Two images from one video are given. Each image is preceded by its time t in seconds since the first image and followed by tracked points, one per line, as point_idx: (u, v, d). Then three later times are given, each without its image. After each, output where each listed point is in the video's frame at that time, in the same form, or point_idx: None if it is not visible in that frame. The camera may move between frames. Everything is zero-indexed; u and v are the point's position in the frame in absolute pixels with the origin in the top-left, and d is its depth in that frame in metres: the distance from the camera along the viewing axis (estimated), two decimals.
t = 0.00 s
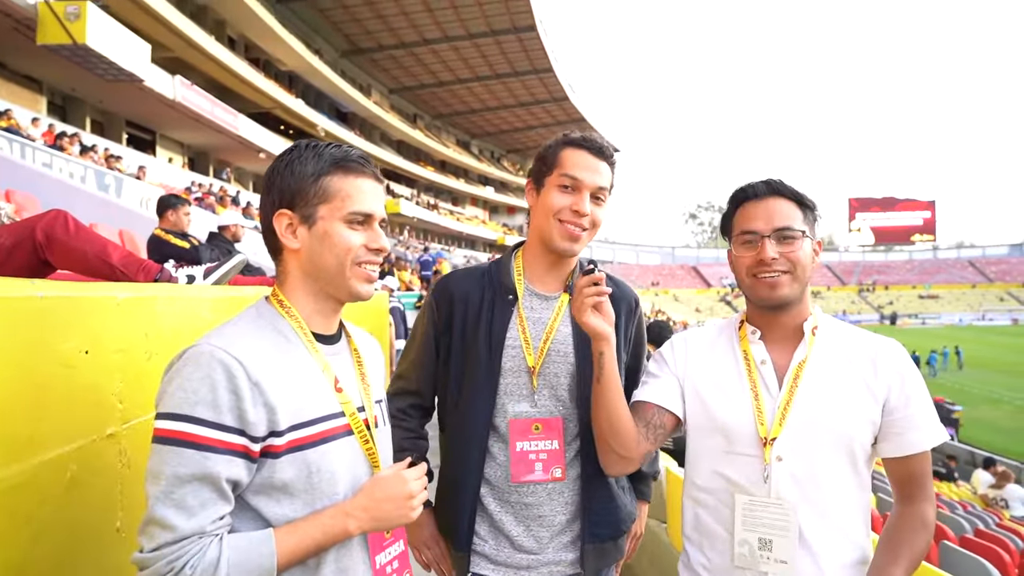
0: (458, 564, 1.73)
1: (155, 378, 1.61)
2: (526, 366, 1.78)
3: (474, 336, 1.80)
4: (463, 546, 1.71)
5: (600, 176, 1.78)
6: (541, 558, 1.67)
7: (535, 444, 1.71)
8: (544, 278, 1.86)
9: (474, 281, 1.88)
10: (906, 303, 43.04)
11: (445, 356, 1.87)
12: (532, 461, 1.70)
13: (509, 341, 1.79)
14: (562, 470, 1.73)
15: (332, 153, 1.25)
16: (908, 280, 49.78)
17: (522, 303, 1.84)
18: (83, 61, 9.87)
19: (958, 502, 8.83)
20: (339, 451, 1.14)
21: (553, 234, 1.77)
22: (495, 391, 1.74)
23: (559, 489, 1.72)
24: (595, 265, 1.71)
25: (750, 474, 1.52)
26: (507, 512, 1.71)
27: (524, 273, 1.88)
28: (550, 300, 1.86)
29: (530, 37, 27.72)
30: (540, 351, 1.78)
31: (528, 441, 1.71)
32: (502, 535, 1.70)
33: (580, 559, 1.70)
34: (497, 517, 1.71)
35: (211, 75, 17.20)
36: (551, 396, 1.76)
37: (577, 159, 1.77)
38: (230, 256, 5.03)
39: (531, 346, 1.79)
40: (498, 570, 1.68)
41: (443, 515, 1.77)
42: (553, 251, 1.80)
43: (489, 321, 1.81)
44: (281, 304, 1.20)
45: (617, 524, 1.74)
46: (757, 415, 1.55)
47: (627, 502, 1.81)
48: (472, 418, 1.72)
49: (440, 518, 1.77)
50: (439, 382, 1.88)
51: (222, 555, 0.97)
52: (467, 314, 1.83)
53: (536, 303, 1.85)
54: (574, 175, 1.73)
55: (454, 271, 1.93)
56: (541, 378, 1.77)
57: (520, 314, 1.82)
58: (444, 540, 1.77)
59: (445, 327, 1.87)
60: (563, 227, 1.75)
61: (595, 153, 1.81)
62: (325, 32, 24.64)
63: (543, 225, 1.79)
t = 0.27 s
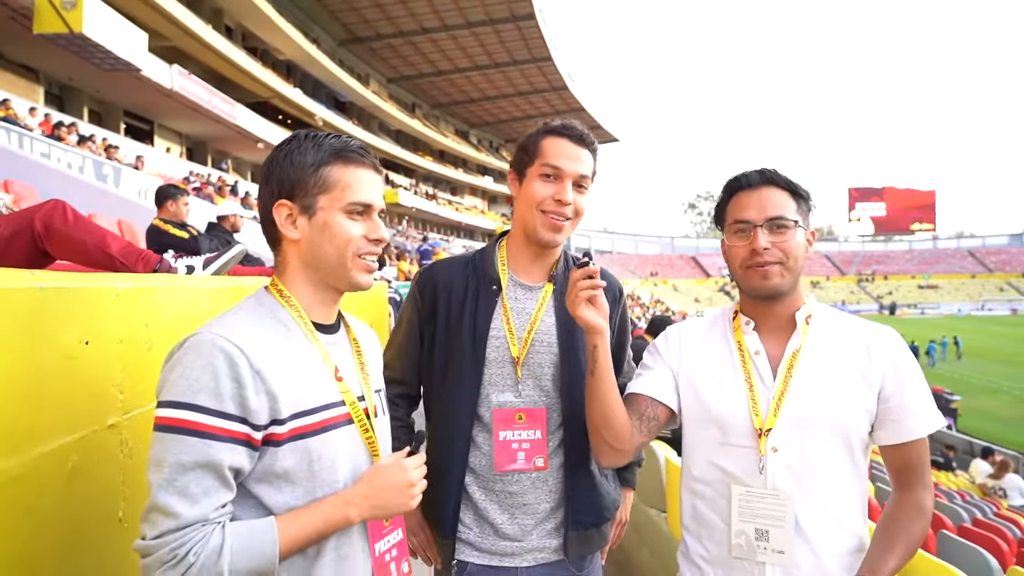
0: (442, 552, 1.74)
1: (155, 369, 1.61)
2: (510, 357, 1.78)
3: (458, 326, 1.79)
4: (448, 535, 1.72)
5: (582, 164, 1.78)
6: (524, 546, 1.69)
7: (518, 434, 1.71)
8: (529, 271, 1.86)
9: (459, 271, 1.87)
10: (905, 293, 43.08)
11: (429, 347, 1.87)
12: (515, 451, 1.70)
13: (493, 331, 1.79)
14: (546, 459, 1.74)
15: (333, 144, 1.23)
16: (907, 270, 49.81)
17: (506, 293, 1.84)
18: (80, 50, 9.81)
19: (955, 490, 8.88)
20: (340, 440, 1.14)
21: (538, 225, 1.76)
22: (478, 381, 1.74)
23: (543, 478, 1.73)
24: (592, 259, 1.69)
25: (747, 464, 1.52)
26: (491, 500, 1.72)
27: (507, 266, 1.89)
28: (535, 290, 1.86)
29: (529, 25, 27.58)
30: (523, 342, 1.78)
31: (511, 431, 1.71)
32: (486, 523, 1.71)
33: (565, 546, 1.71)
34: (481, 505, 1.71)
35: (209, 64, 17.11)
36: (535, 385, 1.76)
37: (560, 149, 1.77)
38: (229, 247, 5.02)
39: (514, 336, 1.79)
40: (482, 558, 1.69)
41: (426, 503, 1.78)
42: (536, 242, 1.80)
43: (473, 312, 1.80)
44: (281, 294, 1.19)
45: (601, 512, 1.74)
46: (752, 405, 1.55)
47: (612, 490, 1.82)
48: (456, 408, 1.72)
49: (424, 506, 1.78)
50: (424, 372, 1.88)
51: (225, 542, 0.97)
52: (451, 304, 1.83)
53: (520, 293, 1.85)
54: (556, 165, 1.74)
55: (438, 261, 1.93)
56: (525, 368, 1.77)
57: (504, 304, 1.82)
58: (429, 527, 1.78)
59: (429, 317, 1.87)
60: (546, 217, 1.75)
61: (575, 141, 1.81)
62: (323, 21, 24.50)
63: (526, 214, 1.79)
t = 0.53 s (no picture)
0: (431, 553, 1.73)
1: (152, 371, 1.60)
2: (500, 358, 1.78)
3: (447, 329, 1.79)
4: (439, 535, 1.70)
5: (557, 163, 1.77)
6: (513, 544, 1.68)
7: (508, 435, 1.71)
8: (518, 271, 1.86)
9: (448, 275, 1.87)
10: (902, 291, 43.16)
11: (418, 350, 1.86)
12: (505, 452, 1.70)
13: (483, 333, 1.78)
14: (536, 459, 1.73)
15: (335, 144, 1.23)
16: (905, 268, 49.88)
17: (495, 295, 1.84)
18: (78, 48, 9.78)
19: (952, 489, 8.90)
20: (337, 441, 1.13)
21: (511, 228, 1.78)
22: (468, 382, 1.74)
23: (533, 479, 1.73)
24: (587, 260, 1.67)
25: (743, 464, 1.52)
26: (482, 500, 1.71)
27: (495, 267, 1.89)
28: (524, 292, 1.86)
29: (527, 24, 27.59)
30: (513, 344, 1.78)
31: (501, 432, 1.71)
32: (477, 522, 1.70)
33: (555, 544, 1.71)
34: (472, 505, 1.71)
35: (206, 63, 17.07)
36: (525, 387, 1.77)
37: (531, 149, 1.77)
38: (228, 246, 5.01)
39: (504, 339, 1.79)
40: (473, 556, 1.68)
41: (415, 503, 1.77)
42: (515, 247, 1.81)
43: (463, 315, 1.79)
44: (277, 295, 1.18)
45: (590, 512, 1.74)
46: (747, 406, 1.54)
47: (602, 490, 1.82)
48: (446, 409, 1.71)
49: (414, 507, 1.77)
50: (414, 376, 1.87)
51: (222, 547, 0.96)
52: (439, 307, 1.83)
53: (509, 295, 1.85)
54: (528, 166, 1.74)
55: (427, 264, 1.93)
56: (514, 370, 1.77)
57: (494, 306, 1.82)
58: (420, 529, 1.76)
59: (418, 321, 1.86)
60: (522, 219, 1.76)
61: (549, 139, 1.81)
62: (321, 19, 24.46)
63: (504, 218, 1.81)
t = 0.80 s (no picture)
0: (430, 556, 1.73)
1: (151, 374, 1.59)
2: (497, 362, 1.78)
3: (447, 334, 1.78)
4: (443, 542, 1.69)
5: (529, 164, 1.78)
6: (510, 547, 1.69)
7: (504, 439, 1.71)
8: (511, 274, 1.87)
9: (445, 281, 1.86)
10: (901, 293, 43.21)
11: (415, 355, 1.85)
12: (501, 456, 1.69)
13: (482, 338, 1.78)
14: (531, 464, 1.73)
15: (327, 146, 1.25)
16: (903, 270, 49.94)
17: (492, 299, 1.84)
18: (77, 49, 9.77)
19: (950, 491, 8.91)
20: (333, 446, 1.13)
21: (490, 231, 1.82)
22: (467, 386, 1.73)
23: (531, 482, 1.73)
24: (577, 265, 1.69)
25: (742, 471, 1.51)
26: (481, 503, 1.72)
27: (492, 270, 1.89)
28: (520, 297, 1.86)
29: (527, 26, 27.61)
30: (511, 348, 1.77)
31: (497, 436, 1.71)
32: (476, 524, 1.71)
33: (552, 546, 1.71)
34: (471, 508, 1.71)
35: (206, 64, 17.07)
36: (523, 390, 1.76)
37: (505, 155, 1.79)
38: (227, 247, 5.00)
39: (502, 343, 1.79)
40: (472, 558, 1.69)
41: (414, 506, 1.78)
42: (503, 251, 1.83)
43: (460, 321, 1.79)
44: (264, 296, 1.16)
45: (588, 515, 1.74)
46: (745, 410, 1.54)
47: (601, 492, 1.82)
48: (446, 413, 1.71)
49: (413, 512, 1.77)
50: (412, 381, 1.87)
51: (226, 561, 0.96)
52: (438, 313, 1.82)
53: (506, 300, 1.86)
54: (496, 174, 1.77)
55: (427, 270, 1.92)
56: (512, 374, 1.77)
57: (491, 310, 1.82)
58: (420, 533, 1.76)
59: (416, 327, 1.84)
60: (498, 226, 1.78)
61: (514, 142, 1.81)
62: (320, 20, 24.47)
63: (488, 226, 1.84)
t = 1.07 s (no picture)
0: (453, 552, 1.75)
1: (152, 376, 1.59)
2: (523, 357, 1.78)
3: (475, 330, 1.81)
4: (469, 539, 1.70)
5: (528, 158, 1.81)
6: (528, 546, 1.69)
7: (523, 434, 1.72)
8: (533, 269, 1.88)
9: (471, 279, 1.89)
10: (905, 294, 43.10)
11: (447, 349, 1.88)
12: (519, 450, 1.71)
13: (507, 334, 1.79)
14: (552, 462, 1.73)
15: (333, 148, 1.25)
16: (907, 271, 49.79)
17: (517, 296, 1.85)
18: (82, 49, 9.79)
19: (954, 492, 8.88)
20: (325, 448, 1.14)
21: (508, 229, 1.83)
22: (492, 382, 1.75)
23: (550, 480, 1.73)
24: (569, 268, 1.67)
25: (742, 473, 1.51)
26: (500, 501, 1.72)
27: (515, 266, 1.90)
28: (541, 292, 1.88)
29: (530, 26, 27.56)
30: (535, 344, 1.78)
31: (518, 431, 1.72)
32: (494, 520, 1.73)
33: (567, 546, 1.70)
34: (491, 506, 1.72)
35: (209, 64, 17.10)
36: (548, 386, 1.76)
37: (504, 154, 1.83)
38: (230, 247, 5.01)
39: (527, 338, 1.80)
40: (492, 554, 1.71)
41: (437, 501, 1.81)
42: (525, 246, 1.83)
43: (485, 318, 1.82)
44: (249, 295, 1.17)
45: (604, 515, 1.74)
46: (745, 411, 1.54)
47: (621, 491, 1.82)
48: (473, 408, 1.74)
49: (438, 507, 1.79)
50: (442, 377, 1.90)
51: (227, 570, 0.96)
52: (467, 310, 1.84)
53: (530, 296, 1.87)
54: (504, 172, 1.79)
55: (456, 268, 1.94)
56: (537, 370, 1.77)
57: (516, 307, 1.84)
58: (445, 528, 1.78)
59: (443, 323, 1.87)
60: (520, 223, 1.80)
61: (508, 141, 1.85)
62: (324, 20, 24.50)
63: (504, 225, 1.85)
